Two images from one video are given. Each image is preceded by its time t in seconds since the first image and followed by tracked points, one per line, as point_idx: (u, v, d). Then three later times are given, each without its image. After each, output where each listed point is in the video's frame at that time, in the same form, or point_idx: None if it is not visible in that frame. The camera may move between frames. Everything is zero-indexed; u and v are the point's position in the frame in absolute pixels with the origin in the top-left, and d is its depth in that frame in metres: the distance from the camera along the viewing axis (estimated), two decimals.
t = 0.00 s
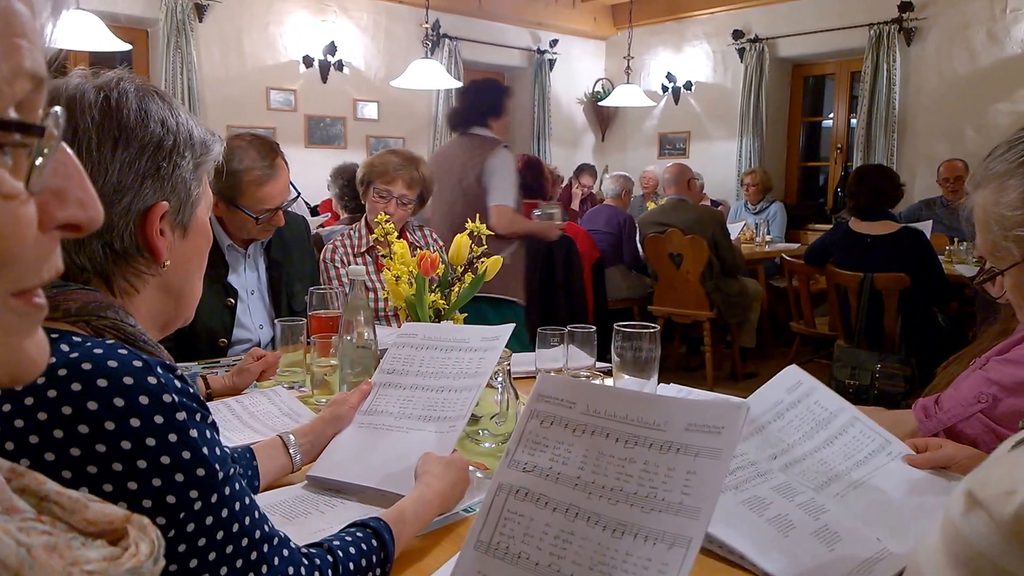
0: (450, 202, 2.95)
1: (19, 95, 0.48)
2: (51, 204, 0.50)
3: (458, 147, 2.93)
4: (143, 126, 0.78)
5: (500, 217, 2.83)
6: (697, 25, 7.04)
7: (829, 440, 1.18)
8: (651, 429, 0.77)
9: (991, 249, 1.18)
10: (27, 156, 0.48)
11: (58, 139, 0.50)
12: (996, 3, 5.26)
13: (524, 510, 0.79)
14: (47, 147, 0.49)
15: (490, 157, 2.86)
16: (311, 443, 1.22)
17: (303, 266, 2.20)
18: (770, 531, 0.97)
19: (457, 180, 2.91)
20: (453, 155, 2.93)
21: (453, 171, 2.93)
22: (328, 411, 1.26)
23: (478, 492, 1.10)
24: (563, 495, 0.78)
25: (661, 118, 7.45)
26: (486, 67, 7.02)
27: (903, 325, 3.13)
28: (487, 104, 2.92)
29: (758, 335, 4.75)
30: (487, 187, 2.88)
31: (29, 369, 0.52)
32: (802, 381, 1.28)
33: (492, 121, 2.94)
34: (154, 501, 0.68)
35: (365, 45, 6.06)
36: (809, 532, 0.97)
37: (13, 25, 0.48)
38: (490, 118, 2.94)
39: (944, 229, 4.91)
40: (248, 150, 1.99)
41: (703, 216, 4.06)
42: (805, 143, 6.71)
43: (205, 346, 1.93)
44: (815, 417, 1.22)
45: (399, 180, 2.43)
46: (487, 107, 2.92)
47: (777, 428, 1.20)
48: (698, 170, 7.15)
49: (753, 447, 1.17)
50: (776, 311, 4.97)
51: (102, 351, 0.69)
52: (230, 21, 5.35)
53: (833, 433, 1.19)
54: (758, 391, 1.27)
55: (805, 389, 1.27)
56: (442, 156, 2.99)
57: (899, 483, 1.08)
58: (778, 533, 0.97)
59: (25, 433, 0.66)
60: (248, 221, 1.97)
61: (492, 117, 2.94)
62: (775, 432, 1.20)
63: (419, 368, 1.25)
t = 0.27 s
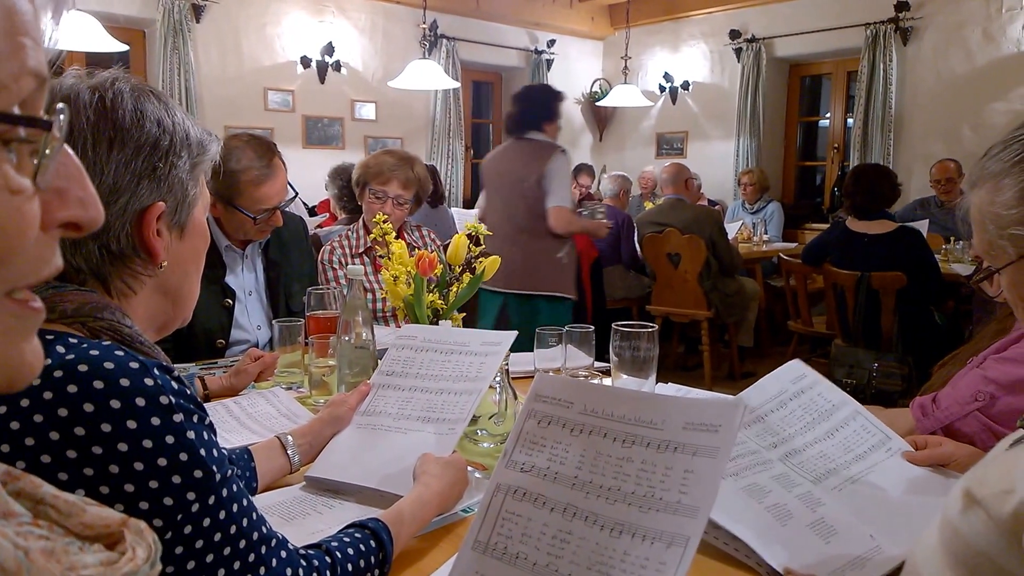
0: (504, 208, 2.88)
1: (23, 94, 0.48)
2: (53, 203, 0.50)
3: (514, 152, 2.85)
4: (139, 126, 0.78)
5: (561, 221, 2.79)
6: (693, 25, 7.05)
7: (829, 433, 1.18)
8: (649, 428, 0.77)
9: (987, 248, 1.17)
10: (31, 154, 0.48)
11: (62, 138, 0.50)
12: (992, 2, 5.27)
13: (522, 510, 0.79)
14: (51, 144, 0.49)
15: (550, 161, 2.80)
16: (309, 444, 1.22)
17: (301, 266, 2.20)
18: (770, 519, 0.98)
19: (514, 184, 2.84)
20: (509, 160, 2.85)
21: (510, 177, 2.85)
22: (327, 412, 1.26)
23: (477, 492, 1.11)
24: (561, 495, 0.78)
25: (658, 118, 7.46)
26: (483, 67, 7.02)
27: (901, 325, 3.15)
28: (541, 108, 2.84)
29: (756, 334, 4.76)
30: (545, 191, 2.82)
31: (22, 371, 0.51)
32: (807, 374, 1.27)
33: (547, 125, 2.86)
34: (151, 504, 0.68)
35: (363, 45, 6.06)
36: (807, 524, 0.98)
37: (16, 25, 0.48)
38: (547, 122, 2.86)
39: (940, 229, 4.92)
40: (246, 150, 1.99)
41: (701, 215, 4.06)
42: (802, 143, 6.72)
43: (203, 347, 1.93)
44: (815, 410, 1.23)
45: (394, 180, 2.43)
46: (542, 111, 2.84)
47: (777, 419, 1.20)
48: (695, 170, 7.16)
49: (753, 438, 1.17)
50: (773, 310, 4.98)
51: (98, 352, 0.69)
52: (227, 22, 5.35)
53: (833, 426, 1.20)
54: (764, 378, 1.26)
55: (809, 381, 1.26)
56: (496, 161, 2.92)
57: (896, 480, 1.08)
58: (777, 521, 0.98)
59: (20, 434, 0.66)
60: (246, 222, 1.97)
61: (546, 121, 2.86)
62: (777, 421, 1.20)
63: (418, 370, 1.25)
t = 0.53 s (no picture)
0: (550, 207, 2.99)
1: (25, 99, 0.49)
2: (49, 206, 0.51)
3: (561, 154, 2.95)
4: (135, 126, 0.78)
5: (606, 220, 2.89)
6: (691, 26, 7.06)
7: (826, 432, 1.19)
8: (646, 427, 0.78)
9: (984, 245, 1.17)
10: (30, 157, 0.48)
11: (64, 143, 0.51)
12: (987, 2, 5.28)
13: (520, 509, 0.80)
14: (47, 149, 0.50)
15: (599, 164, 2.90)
16: (308, 445, 1.22)
17: (300, 266, 2.20)
18: (767, 515, 0.99)
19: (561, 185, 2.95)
20: (558, 162, 2.95)
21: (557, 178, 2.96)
22: (325, 414, 1.26)
23: (476, 492, 1.11)
24: (559, 495, 0.79)
25: (656, 117, 7.47)
26: (481, 68, 7.03)
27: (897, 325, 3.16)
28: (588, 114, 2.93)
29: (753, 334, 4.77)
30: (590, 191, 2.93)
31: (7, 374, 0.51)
32: (803, 373, 1.29)
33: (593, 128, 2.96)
34: (149, 506, 0.68)
35: (361, 46, 6.06)
36: (803, 521, 0.98)
37: (19, 31, 0.49)
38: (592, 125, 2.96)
39: (936, 229, 4.93)
40: (243, 150, 1.99)
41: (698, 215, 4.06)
42: (799, 142, 6.73)
43: (201, 348, 1.94)
44: (813, 409, 1.23)
45: (391, 181, 2.43)
46: (588, 115, 2.94)
47: (776, 418, 1.21)
48: (693, 170, 7.17)
49: (751, 437, 1.18)
50: (771, 309, 4.99)
51: (94, 354, 0.69)
52: (225, 22, 5.35)
53: (830, 425, 1.20)
54: (761, 379, 1.28)
55: (806, 380, 1.28)
56: (543, 162, 3.02)
57: (894, 479, 1.09)
58: (774, 517, 0.99)
59: (17, 437, 0.67)
60: (245, 222, 1.97)
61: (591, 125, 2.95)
62: (773, 422, 1.21)
63: (417, 370, 1.26)
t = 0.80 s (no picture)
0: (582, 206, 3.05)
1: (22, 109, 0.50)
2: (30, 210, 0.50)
3: (593, 153, 3.02)
4: (132, 127, 0.78)
5: (633, 217, 2.92)
6: (689, 26, 7.07)
7: (823, 431, 1.19)
8: (645, 426, 0.78)
9: (982, 245, 1.17)
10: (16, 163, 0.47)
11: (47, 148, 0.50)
12: (984, 2, 5.29)
13: (519, 509, 0.80)
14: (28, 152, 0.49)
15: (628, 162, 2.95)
16: (306, 446, 1.22)
17: (299, 268, 2.20)
18: (765, 511, 0.99)
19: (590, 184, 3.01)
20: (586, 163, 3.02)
21: (587, 178, 3.02)
22: (324, 414, 1.26)
23: (474, 492, 1.11)
24: (558, 494, 0.79)
25: (655, 118, 7.48)
26: (480, 68, 7.03)
27: (895, 324, 3.16)
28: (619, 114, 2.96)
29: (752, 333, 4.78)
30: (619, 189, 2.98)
31: None
32: (801, 372, 1.30)
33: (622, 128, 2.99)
34: (146, 509, 0.68)
35: (359, 46, 6.07)
36: (800, 518, 0.99)
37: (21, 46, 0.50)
38: (621, 124, 2.99)
39: (933, 228, 4.94)
40: (240, 149, 1.98)
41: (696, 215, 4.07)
42: (797, 142, 6.73)
43: (200, 350, 1.94)
44: (810, 409, 1.24)
45: (391, 179, 2.43)
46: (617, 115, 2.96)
47: (773, 418, 1.21)
48: (691, 170, 7.18)
49: (748, 436, 1.18)
50: (769, 309, 5.00)
51: (91, 356, 0.69)
52: (223, 23, 5.35)
53: (827, 424, 1.20)
54: (758, 380, 1.29)
55: (804, 378, 1.28)
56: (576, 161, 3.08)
57: (892, 477, 1.09)
58: (772, 514, 0.99)
59: (13, 439, 0.67)
60: (245, 220, 1.97)
61: (621, 124, 2.99)
62: (771, 421, 1.21)
63: (416, 370, 1.26)
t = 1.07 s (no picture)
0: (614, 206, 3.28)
1: None
2: (18, 188, 0.52)
3: (626, 156, 3.22)
4: (130, 127, 0.78)
5: (662, 217, 3.13)
6: (687, 26, 7.08)
7: (822, 430, 1.19)
8: (643, 426, 0.78)
9: (984, 240, 1.16)
10: None
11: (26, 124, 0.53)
12: (981, 2, 5.30)
13: (518, 509, 0.80)
14: (10, 130, 0.52)
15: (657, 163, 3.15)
16: (305, 446, 1.22)
17: (297, 268, 2.20)
18: (765, 509, 0.99)
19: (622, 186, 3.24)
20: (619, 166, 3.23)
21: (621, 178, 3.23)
22: (323, 415, 1.26)
23: (473, 492, 1.11)
24: (557, 494, 0.79)
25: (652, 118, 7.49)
26: (478, 68, 7.04)
27: (893, 324, 3.15)
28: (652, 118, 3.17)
29: (750, 333, 4.78)
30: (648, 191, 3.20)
31: None
32: (801, 370, 1.30)
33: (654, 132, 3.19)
34: (145, 509, 0.68)
35: (358, 47, 6.07)
36: (800, 516, 0.99)
37: None
38: (651, 127, 3.18)
39: (931, 228, 4.95)
40: (237, 149, 2.00)
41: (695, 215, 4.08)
42: (795, 142, 6.74)
43: (199, 350, 1.93)
44: (810, 407, 1.24)
45: (395, 179, 2.43)
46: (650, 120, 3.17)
47: (773, 415, 1.22)
48: (689, 170, 7.19)
49: (748, 434, 1.18)
50: (768, 308, 5.00)
51: (90, 356, 0.69)
52: (220, 23, 5.35)
53: (826, 423, 1.20)
54: (758, 379, 1.29)
55: (804, 377, 1.28)
56: (611, 163, 3.29)
57: (890, 476, 1.09)
58: (772, 511, 0.99)
59: (11, 440, 0.67)
60: (244, 220, 1.97)
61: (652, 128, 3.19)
62: (770, 420, 1.21)
63: (415, 370, 1.26)
